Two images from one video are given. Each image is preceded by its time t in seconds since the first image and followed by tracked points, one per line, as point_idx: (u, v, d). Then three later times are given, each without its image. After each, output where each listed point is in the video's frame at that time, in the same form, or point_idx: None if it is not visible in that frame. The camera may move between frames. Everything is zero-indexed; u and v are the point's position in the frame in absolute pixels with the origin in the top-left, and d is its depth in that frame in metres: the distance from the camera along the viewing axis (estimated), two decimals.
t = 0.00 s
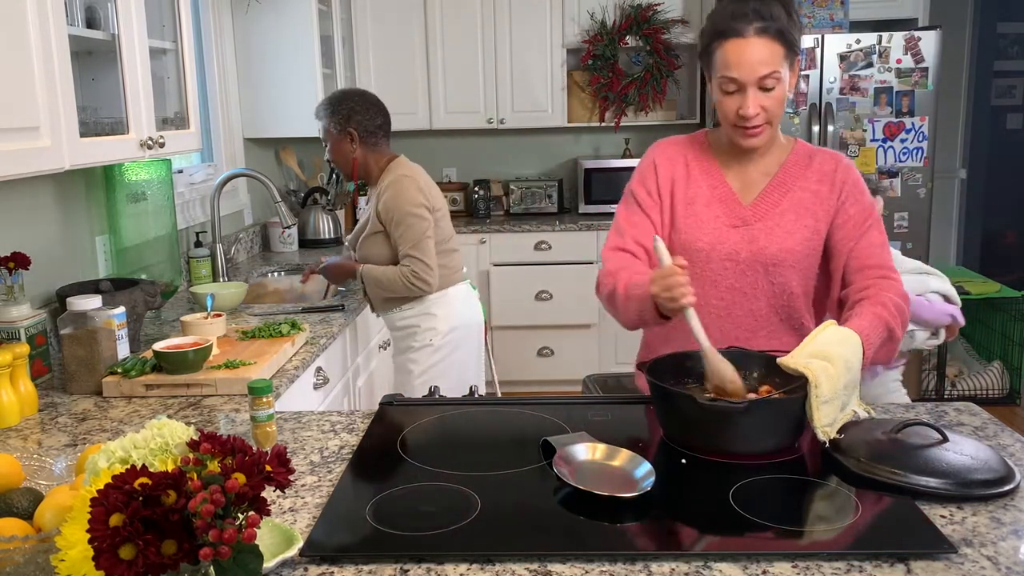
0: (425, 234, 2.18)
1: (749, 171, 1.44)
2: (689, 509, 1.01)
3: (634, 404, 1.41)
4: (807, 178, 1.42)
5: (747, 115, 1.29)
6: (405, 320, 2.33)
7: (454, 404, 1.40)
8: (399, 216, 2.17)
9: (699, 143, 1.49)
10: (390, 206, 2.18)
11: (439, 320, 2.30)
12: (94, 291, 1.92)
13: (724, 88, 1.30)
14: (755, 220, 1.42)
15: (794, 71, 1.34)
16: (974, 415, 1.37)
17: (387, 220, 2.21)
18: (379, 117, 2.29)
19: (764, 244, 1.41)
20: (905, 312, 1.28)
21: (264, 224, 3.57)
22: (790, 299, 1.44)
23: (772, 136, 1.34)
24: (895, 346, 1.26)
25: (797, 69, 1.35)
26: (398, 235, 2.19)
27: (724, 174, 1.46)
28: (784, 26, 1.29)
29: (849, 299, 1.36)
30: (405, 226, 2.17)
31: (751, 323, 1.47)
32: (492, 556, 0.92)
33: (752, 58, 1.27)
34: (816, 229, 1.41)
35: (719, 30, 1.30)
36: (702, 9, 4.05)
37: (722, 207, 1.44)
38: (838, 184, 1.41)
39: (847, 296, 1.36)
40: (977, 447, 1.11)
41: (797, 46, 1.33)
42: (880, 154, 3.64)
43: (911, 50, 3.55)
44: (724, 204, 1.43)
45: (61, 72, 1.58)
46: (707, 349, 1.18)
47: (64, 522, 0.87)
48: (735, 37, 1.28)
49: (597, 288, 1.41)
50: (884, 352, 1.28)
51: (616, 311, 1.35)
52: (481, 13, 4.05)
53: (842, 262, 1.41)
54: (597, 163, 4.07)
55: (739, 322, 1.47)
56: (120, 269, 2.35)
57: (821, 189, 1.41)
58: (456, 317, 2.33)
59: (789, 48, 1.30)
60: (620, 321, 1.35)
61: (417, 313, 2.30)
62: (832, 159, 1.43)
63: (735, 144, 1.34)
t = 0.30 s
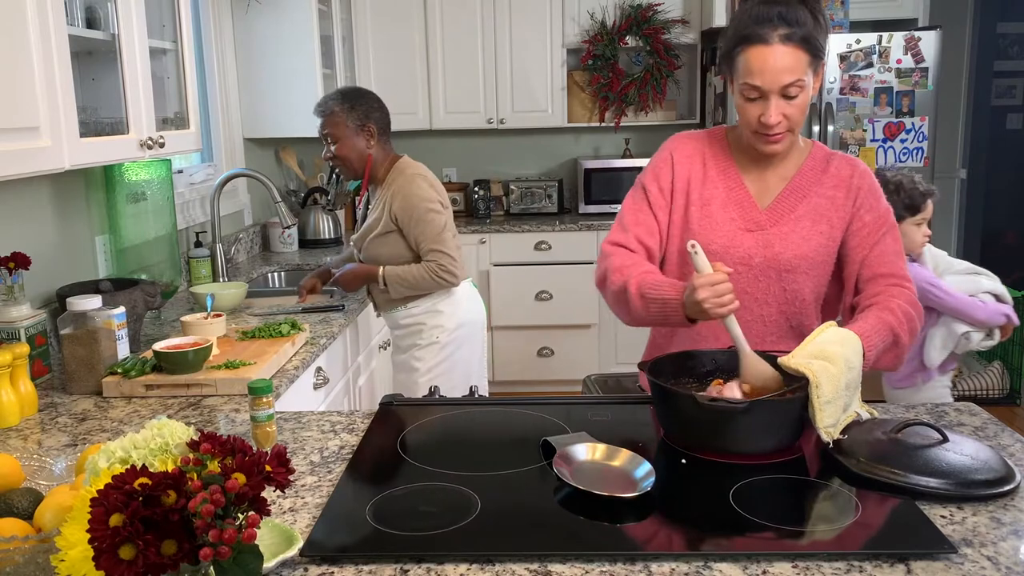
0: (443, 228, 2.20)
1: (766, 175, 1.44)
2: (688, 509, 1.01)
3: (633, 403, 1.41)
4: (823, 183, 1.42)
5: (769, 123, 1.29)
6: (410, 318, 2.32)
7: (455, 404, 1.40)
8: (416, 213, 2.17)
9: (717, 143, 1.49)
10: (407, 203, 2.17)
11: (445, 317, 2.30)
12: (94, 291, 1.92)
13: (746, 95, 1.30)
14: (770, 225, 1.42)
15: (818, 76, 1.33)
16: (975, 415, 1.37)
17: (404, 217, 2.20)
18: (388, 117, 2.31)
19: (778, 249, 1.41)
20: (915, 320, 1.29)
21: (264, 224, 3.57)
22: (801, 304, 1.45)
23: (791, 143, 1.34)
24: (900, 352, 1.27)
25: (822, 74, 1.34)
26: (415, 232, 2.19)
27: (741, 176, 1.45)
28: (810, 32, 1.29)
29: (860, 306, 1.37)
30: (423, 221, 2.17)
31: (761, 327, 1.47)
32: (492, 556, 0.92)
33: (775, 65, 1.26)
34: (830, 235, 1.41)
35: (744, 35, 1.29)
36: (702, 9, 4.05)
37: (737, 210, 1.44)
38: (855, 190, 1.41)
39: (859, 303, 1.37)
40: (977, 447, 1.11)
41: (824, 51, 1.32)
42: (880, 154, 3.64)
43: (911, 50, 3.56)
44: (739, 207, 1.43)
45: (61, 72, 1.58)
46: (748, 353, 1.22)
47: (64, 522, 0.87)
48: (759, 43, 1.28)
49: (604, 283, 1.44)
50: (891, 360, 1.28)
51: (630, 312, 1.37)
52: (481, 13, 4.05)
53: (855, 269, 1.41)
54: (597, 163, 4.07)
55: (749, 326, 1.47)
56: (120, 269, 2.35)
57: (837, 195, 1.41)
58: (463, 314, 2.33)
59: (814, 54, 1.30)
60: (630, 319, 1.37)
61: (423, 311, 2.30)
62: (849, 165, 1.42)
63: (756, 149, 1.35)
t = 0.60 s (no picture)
0: (457, 229, 2.21)
1: (770, 178, 1.44)
2: (688, 509, 1.01)
3: (632, 403, 1.41)
4: (827, 186, 1.42)
5: (772, 130, 1.29)
6: (414, 319, 2.30)
7: (455, 404, 1.40)
8: (431, 215, 2.17)
9: (721, 146, 1.49)
10: (423, 205, 2.16)
11: (451, 317, 2.29)
12: (94, 291, 1.92)
13: (752, 101, 1.30)
14: (772, 229, 1.42)
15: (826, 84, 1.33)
16: (975, 415, 1.37)
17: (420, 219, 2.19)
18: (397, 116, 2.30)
19: (779, 253, 1.41)
20: (919, 324, 1.28)
21: (264, 224, 3.57)
22: (803, 308, 1.45)
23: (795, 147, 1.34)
24: (905, 355, 1.26)
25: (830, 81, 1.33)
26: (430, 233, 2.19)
27: (744, 179, 1.46)
28: (819, 39, 1.29)
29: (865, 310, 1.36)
30: (440, 223, 2.17)
31: (762, 330, 1.47)
32: (492, 556, 0.92)
33: (783, 71, 1.26)
34: (833, 239, 1.41)
35: (752, 40, 1.29)
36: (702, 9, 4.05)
37: (739, 213, 1.44)
38: (860, 194, 1.40)
39: (863, 307, 1.36)
40: (977, 447, 1.11)
41: (832, 58, 1.32)
42: (880, 154, 3.64)
43: (911, 50, 3.55)
44: (741, 210, 1.44)
45: (61, 72, 1.58)
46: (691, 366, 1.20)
47: (64, 522, 0.87)
48: (767, 49, 1.27)
49: (592, 277, 1.45)
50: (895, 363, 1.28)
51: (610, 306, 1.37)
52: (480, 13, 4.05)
53: (860, 272, 1.41)
54: (597, 163, 4.07)
55: (751, 328, 1.47)
56: (120, 269, 2.35)
57: (842, 198, 1.41)
58: (468, 315, 2.33)
59: (822, 61, 1.29)
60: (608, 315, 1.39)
61: (429, 311, 2.28)
62: (855, 167, 1.42)
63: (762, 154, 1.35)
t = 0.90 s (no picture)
0: (474, 230, 2.22)
1: (771, 178, 1.44)
2: (689, 509, 1.01)
3: (632, 403, 1.42)
4: (827, 187, 1.42)
5: (767, 133, 1.29)
6: (417, 320, 2.28)
7: (455, 404, 1.40)
8: (451, 213, 2.17)
9: (722, 146, 1.49)
10: (445, 204, 2.16)
11: (456, 318, 2.28)
12: (94, 291, 1.92)
13: (747, 105, 1.31)
14: (770, 229, 1.42)
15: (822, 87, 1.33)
16: (975, 416, 1.37)
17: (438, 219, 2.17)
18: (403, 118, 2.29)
19: (778, 253, 1.41)
20: (917, 325, 1.28)
21: (264, 224, 3.57)
22: (802, 309, 1.45)
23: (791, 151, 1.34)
24: (901, 356, 1.26)
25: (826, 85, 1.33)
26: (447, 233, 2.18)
27: (745, 180, 1.46)
28: (813, 43, 1.28)
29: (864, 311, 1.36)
30: (460, 223, 2.17)
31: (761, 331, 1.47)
32: (492, 556, 0.92)
33: (777, 76, 1.26)
34: (833, 240, 1.41)
35: (747, 44, 1.29)
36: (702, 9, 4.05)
37: (738, 214, 1.44)
38: (860, 194, 1.40)
39: (862, 308, 1.36)
40: (977, 447, 1.11)
41: (828, 60, 1.31)
42: (880, 154, 3.65)
43: (911, 50, 3.55)
44: (740, 210, 1.44)
45: (61, 72, 1.58)
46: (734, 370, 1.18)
47: (64, 522, 0.87)
48: (762, 54, 1.28)
49: (616, 294, 1.43)
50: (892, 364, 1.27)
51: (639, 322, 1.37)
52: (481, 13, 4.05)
53: (860, 273, 1.40)
54: (597, 163, 4.07)
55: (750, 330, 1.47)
56: (120, 269, 2.35)
57: (841, 198, 1.41)
58: (472, 317, 2.33)
59: (818, 65, 1.29)
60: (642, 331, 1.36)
61: (433, 313, 2.27)
62: (856, 167, 1.42)
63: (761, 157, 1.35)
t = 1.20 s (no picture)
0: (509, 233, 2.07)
1: (771, 176, 1.44)
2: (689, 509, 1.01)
3: (632, 403, 1.41)
4: (826, 186, 1.42)
5: (766, 135, 1.29)
6: (431, 338, 2.04)
7: (456, 404, 1.40)
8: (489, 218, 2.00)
9: (722, 146, 1.49)
10: (485, 207, 2.00)
11: (474, 339, 2.06)
12: (94, 291, 1.92)
13: (745, 107, 1.31)
14: (769, 227, 1.42)
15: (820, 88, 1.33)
16: (974, 415, 1.37)
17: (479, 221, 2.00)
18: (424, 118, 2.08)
19: (777, 251, 1.41)
20: (918, 323, 1.27)
21: (264, 224, 3.57)
22: (802, 308, 1.44)
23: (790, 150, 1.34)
24: (903, 355, 1.26)
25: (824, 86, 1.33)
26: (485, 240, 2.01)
27: (744, 179, 1.46)
28: (808, 44, 1.28)
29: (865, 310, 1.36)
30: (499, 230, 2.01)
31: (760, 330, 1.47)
32: (492, 556, 0.92)
33: (774, 78, 1.26)
34: (832, 238, 1.41)
35: (743, 47, 1.29)
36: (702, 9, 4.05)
37: (737, 212, 1.44)
38: (860, 193, 1.40)
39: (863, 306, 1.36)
40: (977, 447, 1.11)
41: (824, 60, 1.31)
42: (880, 154, 3.65)
43: (911, 50, 3.55)
44: (739, 208, 1.44)
45: (61, 72, 1.58)
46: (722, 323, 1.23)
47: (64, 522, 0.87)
48: (758, 57, 1.28)
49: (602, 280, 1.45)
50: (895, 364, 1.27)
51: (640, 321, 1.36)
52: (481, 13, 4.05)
53: (860, 272, 1.40)
54: (597, 163, 4.07)
55: (749, 329, 1.47)
56: (120, 269, 2.35)
57: (841, 197, 1.41)
58: (488, 336, 2.11)
59: (815, 66, 1.29)
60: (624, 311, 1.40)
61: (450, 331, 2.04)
62: (856, 166, 1.42)
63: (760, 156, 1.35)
